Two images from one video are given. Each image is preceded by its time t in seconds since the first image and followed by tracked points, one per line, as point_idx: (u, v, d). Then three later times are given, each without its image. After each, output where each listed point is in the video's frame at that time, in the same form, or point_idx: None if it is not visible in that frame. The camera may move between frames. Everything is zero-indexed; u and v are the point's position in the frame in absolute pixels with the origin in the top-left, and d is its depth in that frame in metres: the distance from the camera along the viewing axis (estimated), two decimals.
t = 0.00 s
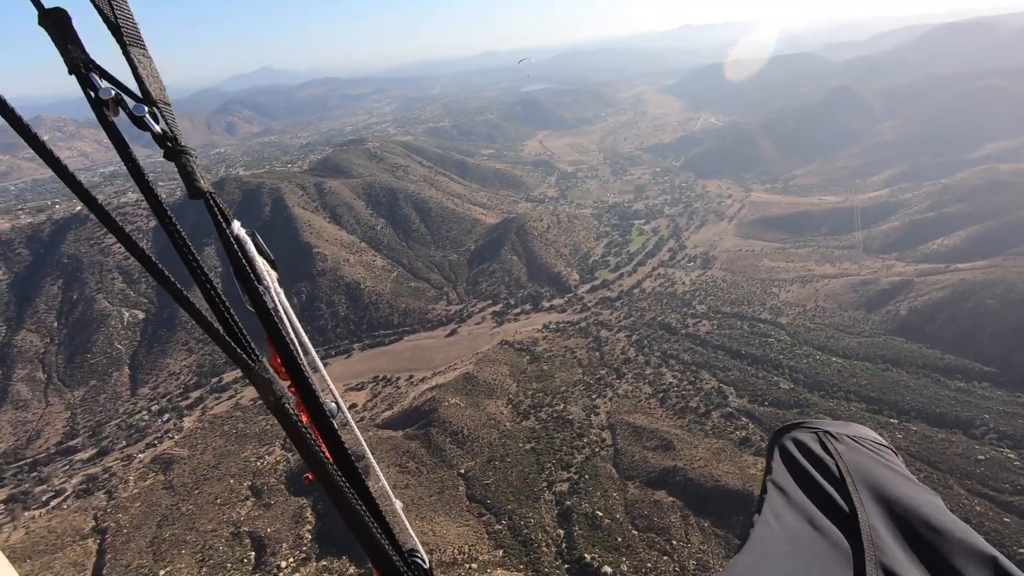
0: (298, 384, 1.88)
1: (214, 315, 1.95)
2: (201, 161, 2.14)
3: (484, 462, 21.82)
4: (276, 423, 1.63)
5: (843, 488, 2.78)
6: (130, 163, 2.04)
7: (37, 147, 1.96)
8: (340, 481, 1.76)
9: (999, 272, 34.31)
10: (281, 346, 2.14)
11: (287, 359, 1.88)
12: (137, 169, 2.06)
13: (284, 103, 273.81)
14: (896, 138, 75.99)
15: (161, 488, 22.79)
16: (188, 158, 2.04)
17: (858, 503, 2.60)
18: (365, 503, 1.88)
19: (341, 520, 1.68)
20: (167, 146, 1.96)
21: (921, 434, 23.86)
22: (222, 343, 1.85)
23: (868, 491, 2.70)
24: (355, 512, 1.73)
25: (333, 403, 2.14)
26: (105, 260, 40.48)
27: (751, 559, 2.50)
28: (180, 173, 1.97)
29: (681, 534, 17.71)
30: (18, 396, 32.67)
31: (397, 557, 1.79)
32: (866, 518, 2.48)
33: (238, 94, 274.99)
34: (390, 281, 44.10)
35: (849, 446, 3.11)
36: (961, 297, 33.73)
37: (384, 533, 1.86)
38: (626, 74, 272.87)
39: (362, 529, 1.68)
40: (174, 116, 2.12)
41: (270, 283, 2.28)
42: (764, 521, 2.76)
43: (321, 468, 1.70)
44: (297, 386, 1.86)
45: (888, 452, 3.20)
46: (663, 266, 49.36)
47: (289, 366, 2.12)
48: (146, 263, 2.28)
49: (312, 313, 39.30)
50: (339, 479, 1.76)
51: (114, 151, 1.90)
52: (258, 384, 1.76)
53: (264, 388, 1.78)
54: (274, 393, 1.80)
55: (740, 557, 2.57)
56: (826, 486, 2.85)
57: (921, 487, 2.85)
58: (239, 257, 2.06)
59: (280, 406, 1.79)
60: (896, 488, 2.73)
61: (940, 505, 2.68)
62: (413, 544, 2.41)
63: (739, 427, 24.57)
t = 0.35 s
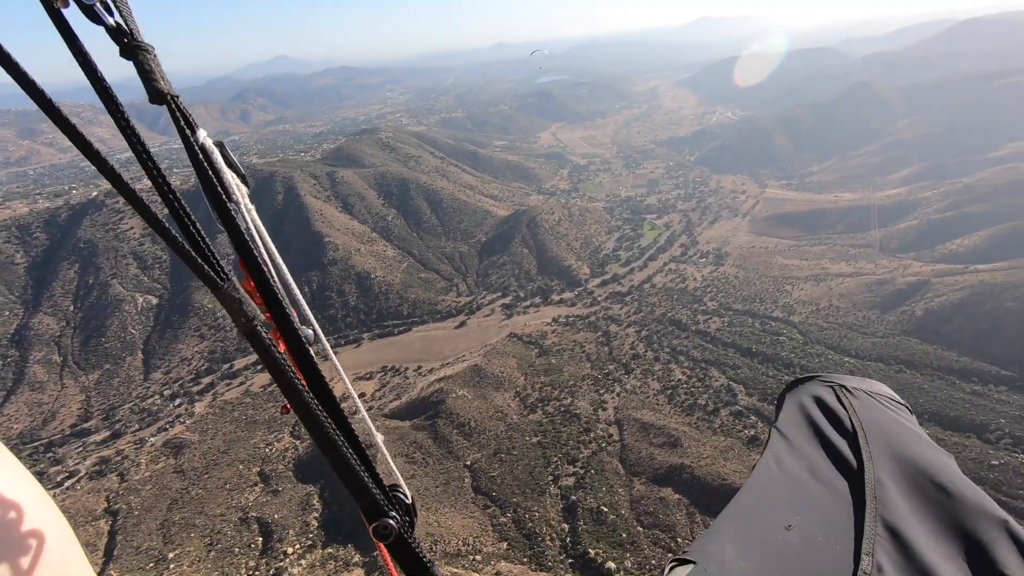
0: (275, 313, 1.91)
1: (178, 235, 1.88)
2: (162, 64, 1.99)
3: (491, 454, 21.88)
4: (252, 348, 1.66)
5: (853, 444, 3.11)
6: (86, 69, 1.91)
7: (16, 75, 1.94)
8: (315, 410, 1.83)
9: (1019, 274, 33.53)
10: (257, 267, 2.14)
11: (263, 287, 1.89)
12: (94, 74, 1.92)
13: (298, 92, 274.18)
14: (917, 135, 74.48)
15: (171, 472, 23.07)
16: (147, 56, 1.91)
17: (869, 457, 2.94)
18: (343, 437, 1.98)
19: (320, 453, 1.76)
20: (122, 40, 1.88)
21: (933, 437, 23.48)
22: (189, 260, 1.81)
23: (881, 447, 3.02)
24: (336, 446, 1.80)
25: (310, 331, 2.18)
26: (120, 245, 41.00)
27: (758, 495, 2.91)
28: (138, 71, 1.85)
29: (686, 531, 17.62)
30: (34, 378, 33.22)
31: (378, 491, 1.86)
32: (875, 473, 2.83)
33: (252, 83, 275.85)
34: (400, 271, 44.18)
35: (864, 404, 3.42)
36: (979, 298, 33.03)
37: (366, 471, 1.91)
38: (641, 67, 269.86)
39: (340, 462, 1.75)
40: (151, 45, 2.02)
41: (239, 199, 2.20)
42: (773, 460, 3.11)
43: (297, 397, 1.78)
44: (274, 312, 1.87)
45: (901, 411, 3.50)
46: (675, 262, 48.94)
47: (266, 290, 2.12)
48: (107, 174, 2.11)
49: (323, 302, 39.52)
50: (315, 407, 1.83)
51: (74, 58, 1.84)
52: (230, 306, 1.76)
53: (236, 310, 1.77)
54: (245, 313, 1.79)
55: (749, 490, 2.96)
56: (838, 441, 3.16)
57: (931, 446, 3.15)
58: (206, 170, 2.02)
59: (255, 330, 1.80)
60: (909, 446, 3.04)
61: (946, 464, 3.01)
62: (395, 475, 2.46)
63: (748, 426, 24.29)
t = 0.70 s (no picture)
0: (288, 287, 1.79)
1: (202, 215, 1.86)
2: (188, 56, 1.90)
3: (497, 455, 21.81)
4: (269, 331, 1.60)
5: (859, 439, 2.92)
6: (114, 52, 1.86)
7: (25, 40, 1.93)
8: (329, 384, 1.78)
9: None
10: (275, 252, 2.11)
11: (278, 264, 1.81)
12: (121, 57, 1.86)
13: (310, 91, 275.80)
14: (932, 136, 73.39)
15: (180, 468, 23.22)
16: (177, 48, 1.84)
17: (873, 453, 2.77)
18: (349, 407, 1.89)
19: (339, 438, 1.73)
20: (151, 32, 1.80)
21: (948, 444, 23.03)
22: (213, 244, 1.81)
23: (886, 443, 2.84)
24: (343, 417, 1.76)
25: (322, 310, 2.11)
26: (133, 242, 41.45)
27: (757, 487, 2.84)
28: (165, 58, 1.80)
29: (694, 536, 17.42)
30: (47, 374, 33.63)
31: (382, 462, 1.82)
32: (877, 470, 2.68)
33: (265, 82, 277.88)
34: (409, 270, 44.26)
35: (872, 400, 3.16)
36: (995, 303, 32.46)
37: (369, 440, 1.85)
38: (652, 67, 268.31)
39: (350, 435, 1.72)
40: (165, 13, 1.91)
41: (259, 183, 2.10)
42: (774, 452, 3.01)
43: (310, 372, 1.74)
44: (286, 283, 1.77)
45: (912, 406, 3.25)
46: (684, 263, 48.59)
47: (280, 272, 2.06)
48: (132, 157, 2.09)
49: (332, 300, 39.69)
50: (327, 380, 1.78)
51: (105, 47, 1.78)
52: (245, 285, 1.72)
53: (252, 289, 1.73)
54: (263, 294, 1.75)
55: (747, 484, 2.89)
56: (843, 433, 2.98)
57: (940, 445, 2.95)
58: (227, 158, 1.90)
59: (272, 311, 1.73)
60: (914, 442, 2.85)
61: (958, 463, 2.80)
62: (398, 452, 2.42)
63: (758, 430, 23.97)
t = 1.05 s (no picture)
0: (288, 344, 2.04)
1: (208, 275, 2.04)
2: (187, 122, 2.00)
3: (502, 463, 21.68)
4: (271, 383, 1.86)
5: (862, 468, 2.97)
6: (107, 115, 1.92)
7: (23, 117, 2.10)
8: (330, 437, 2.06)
9: None
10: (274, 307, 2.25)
11: (279, 323, 2.08)
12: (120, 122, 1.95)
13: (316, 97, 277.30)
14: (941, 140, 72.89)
15: (185, 475, 23.23)
16: (175, 120, 1.92)
17: (874, 482, 2.79)
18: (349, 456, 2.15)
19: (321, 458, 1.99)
20: (148, 104, 1.85)
21: (958, 452, 22.67)
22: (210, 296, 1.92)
23: (890, 473, 2.86)
24: (340, 463, 2.02)
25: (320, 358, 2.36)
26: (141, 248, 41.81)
27: (762, 520, 2.81)
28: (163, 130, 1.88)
29: (700, 546, 17.22)
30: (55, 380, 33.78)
31: (380, 503, 2.12)
32: (879, 498, 2.67)
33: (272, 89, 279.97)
34: (414, 276, 44.31)
35: (876, 428, 3.24)
36: (1005, 308, 32.06)
37: (368, 482, 2.14)
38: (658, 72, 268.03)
39: (352, 485, 2.01)
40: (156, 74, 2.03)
41: (256, 241, 2.20)
42: (776, 486, 3.02)
43: (311, 427, 2.00)
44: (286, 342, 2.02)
45: (918, 433, 3.30)
46: (690, 269, 48.32)
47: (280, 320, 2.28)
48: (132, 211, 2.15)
49: (337, 306, 39.76)
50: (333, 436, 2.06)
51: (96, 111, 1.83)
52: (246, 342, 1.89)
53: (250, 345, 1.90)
54: (263, 350, 2.04)
55: (751, 515, 2.89)
56: (846, 464, 3.02)
57: (947, 473, 2.94)
58: (231, 228, 2.08)
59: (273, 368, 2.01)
60: (919, 470, 2.89)
61: (964, 492, 2.80)
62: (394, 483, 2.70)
63: (765, 437, 23.69)
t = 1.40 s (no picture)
0: (248, 310, 1.95)
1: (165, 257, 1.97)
2: (151, 108, 2.12)
3: (503, 470, 21.56)
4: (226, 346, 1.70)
5: (850, 470, 2.92)
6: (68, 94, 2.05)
7: None
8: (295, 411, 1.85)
9: None
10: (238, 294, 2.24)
11: (239, 292, 1.96)
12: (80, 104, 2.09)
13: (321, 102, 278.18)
14: (945, 147, 72.64)
15: (185, 480, 23.15)
16: (140, 102, 2.03)
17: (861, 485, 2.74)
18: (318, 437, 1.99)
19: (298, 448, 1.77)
20: (110, 83, 2.04)
21: (965, 462, 22.39)
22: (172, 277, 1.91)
23: (879, 478, 2.81)
24: (309, 438, 1.83)
25: (287, 339, 2.25)
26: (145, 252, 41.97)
27: (743, 517, 2.77)
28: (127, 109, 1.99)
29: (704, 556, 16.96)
30: (57, 383, 33.81)
31: (356, 486, 1.89)
32: (860, 499, 2.63)
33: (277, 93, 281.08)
34: (417, 281, 44.31)
35: (866, 437, 3.21)
36: (1012, 316, 31.78)
37: (343, 468, 1.98)
38: (661, 77, 268.70)
39: (320, 460, 1.76)
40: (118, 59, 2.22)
41: (223, 227, 2.30)
42: (759, 485, 3.02)
43: (275, 395, 1.80)
44: (249, 310, 1.93)
45: (908, 442, 3.28)
46: (694, 274, 48.18)
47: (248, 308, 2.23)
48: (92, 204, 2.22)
49: (339, 311, 39.75)
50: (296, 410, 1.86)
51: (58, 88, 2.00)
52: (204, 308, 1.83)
53: (216, 319, 1.84)
54: (228, 327, 1.85)
55: (733, 509, 2.85)
56: (837, 468, 2.96)
57: (933, 483, 2.90)
58: (192, 201, 2.07)
59: (233, 338, 1.84)
60: (906, 475, 2.86)
61: (952, 501, 2.74)
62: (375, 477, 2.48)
63: (769, 444, 23.43)
